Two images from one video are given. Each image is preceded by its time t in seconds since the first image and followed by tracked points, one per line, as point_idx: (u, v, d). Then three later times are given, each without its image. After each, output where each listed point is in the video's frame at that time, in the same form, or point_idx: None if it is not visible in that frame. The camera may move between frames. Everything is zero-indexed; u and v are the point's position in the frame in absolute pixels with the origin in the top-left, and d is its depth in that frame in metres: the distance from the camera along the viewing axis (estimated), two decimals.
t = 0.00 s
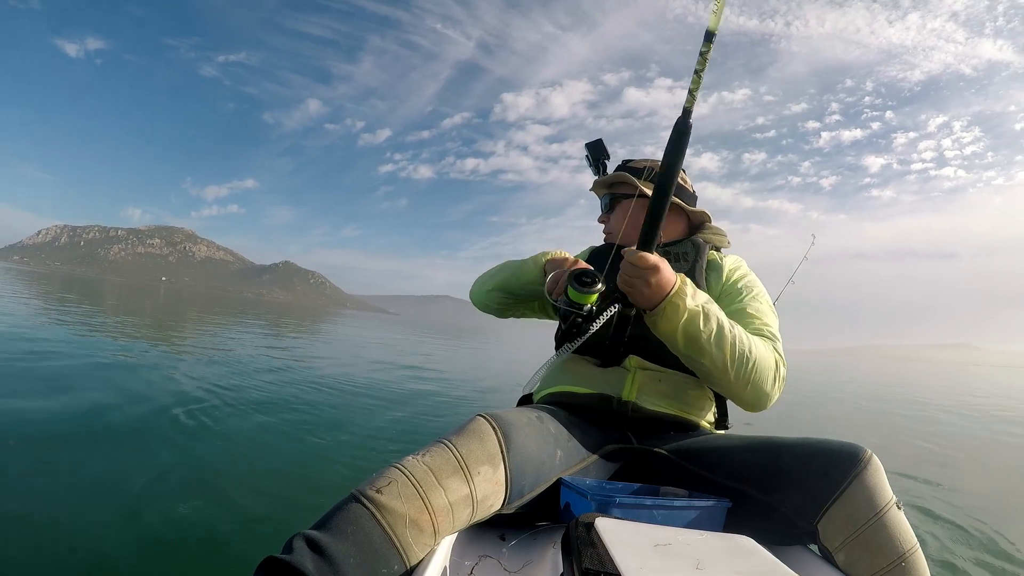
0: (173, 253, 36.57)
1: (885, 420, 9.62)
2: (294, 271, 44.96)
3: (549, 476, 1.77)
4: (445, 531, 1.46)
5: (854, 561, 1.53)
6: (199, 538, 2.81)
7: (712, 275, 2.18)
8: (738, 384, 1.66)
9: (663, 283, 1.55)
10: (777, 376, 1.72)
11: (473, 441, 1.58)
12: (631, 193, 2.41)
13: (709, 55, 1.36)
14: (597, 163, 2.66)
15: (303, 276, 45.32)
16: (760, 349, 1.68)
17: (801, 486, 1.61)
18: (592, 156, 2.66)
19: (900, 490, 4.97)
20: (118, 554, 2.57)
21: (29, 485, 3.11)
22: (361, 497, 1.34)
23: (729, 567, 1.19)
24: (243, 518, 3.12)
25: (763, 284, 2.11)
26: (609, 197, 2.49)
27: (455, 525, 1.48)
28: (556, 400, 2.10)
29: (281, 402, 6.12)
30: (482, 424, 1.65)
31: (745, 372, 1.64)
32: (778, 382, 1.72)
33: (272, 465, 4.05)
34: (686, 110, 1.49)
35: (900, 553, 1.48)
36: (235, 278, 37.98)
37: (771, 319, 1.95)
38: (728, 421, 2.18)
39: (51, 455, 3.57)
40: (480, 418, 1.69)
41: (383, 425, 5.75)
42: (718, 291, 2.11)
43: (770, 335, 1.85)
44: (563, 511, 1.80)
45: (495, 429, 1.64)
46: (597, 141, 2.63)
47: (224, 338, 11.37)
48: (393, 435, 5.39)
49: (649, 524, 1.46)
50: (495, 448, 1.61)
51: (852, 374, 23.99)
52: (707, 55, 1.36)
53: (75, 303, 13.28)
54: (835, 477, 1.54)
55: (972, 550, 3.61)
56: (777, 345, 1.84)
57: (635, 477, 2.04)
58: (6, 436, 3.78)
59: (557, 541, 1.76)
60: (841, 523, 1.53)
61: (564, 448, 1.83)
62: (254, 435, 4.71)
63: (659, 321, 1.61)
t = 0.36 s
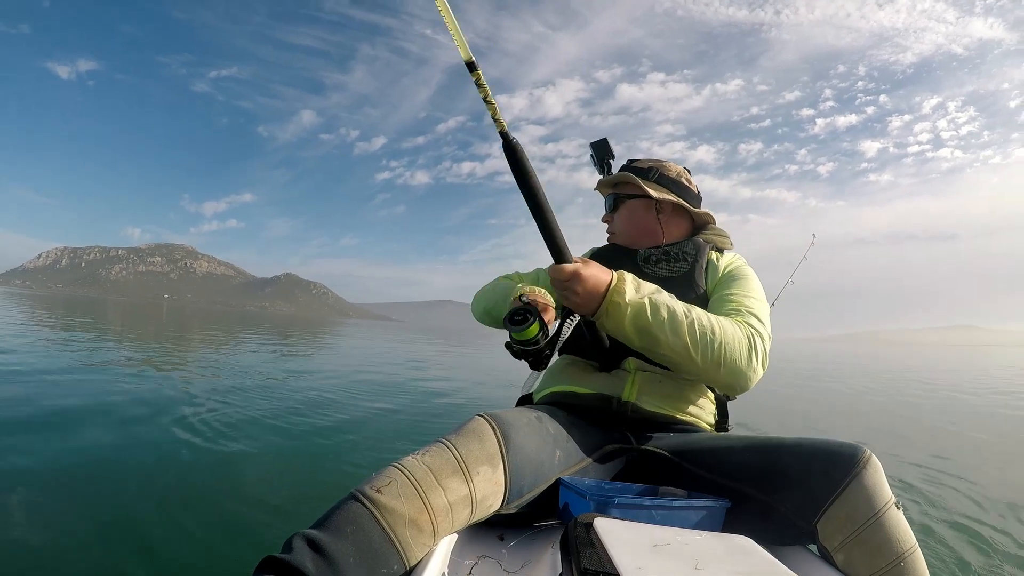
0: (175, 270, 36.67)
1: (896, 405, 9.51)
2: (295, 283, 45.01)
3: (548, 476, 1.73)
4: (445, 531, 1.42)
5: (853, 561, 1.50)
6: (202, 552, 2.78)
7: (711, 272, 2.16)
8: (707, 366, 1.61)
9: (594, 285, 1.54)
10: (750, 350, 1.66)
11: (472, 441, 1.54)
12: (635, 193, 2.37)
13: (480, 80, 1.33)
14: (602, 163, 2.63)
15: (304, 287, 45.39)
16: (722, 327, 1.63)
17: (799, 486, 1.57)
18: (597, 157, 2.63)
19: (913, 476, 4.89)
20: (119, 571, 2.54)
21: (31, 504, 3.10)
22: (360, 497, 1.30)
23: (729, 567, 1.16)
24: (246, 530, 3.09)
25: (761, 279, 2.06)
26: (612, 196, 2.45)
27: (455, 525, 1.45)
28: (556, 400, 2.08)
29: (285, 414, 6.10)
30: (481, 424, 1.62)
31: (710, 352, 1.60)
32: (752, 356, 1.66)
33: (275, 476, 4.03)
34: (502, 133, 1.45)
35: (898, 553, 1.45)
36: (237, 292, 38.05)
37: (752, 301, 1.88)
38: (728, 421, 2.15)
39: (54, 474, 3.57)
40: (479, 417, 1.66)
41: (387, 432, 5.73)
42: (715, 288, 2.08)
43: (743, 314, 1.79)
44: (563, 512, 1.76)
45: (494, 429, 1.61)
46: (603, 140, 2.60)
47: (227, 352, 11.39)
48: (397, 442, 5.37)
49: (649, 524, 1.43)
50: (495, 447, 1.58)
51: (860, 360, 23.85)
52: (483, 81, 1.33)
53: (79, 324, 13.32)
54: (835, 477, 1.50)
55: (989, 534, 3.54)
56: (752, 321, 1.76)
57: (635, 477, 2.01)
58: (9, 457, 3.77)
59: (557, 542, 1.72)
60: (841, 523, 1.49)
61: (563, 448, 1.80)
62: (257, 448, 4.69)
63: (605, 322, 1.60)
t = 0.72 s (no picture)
0: (179, 269, 36.80)
1: (901, 408, 9.47)
2: (298, 281, 45.14)
3: (546, 475, 1.74)
4: (442, 531, 1.43)
5: (850, 560, 1.50)
6: (201, 550, 2.80)
7: (717, 276, 2.16)
8: (709, 375, 1.60)
9: (586, 304, 1.58)
10: (751, 354, 1.64)
11: (469, 442, 1.55)
12: (647, 193, 2.38)
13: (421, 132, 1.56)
14: (617, 161, 2.64)
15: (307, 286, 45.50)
16: (721, 335, 1.62)
17: (798, 486, 1.57)
18: (613, 154, 2.64)
19: (919, 479, 4.86)
20: (120, 568, 2.55)
21: (33, 501, 3.12)
22: (357, 498, 1.31)
23: (726, 567, 1.16)
24: (247, 529, 3.10)
25: (764, 284, 2.05)
26: (625, 196, 2.46)
27: (452, 525, 1.46)
28: (556, 399, 2.08)
29: (287, 413, 6.12)
30: (477, 424, 1.62)
31: (711, 360, 1.59)
32: (754, 361, 1.64)
33: (275, 474, 4.04)
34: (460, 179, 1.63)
35: (896, 553, 1.45)
36: (241, 290, 38.17)
37: (755, 306, 1.87)
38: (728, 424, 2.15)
39: (57, 471, 3.59)
40: (476, 418, 1.66)
41: (388, 431, 5.74)
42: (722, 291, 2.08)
43: (744, 319, 1.78)
44: (560, 512, 1.76)
45: (491, 429, 1.62)
46: (620, 139, 2.61)
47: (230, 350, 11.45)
48: (398, 441, 5.38)
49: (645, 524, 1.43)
50: (492, 448, 1.58)
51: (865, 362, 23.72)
52: (426, 136, 1.56)
53: (83, 322, 13.40)
54: (833, 477, 1.50)
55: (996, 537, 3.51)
56: (754, 326, 1.75)
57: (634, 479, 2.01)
58: (13, 454, 3.79)
59: (554, 542, 1.73)
60: (838, 522, 1.49)
61: (561, 448, 1.80)
62: (258, 446, 4.71)
63: (602, 340, 1.62)
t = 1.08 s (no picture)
0: (182, 277, 36.92)
1: (906, 400, 9.41)
2: (301, 287, 45.20)
3: (548, 475, 1.73)
4: (444, 531, 1.42)
5: (852, 561, 1.49)
6: (207, 557, 2.80)
7: (714, 275, 2.16)
8: (700, 366, 1.60)
9: (579, 293, 1.55)
10: (743, 348, 1.64)
11: (472, 441, 1.54)
12: (643, 193, 2.37)
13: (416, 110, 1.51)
14: (612, 163, 2.63)
15: (310, 291, 45.57)
16: (713, 328, 1.61)
17: (799, 486, 1.56)
18: (608, 156, 2.63)
19: (925, 471, 4.82)
20: None
21: (39, 512, 3.12)
22: (360, 497, 1.30)
23: (730, 567, 1.15)
24: (252, 536, 3.10)
25: (763, 283, 2.04)
26: (620, 196, 2.45)
27: (455, 525, 1.45)
28: (557, 400, 2.07)
29: (291, 419, 6.12)
30: (480, 424, 1.62)
31: (702, 353, 1.58)
32: (746, 354, 1.64)
33: (280, 481, 4.04)
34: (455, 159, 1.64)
35: (897, 554, 1.44)
36: (244, 297, 38.25)
37: (749, 302, 1.86)
38: (729, 423, 2.14)
39: (62, 482, 3.59)
40: (479, 418, 1.66)
41: (392, 435, 5.74)
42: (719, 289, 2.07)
43: (738, 314, 1.77)
44: (562, 511, 1.75)
45: (494, 428, 1.61)
46: (614, 139, 2.60)
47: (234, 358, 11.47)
48: (401, 446, 5.37)
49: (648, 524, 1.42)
50: (495, 448, 1.58)
51: (870, 355, 23.62)
52: (419, 112, 1.52)
53: (88, 332, 13.45)
54: (834, 478, 1.49)
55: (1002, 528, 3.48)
56: (747, 321, 1.74)
57: (635, 478, 2.00)
58: (18, 466, 3.80)
59: (557, 542, 1.72)
60: (840, 523, 1.48)
61: (563, 448, 1.80)
62: (263, 453, 4.71)
63: (593, 327, 1.60)
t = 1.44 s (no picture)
0: (186, 270, 37.05)
1: (907, 408, 9.41)
2: (304, 282, 45.27)
3: (548, 476, 1.75)
4: (444, 532, 1.44)
5: (853, 562, 1.50)
6: (207, 550, 2.82)
7: (717, 276, 2.17)
8: (736, 370, 1.63)
9: (642, 272, 1.57)
10: (775, 363, 1.69)
11: (471, 442, 1.56)
12: (644, 194, 2.38)
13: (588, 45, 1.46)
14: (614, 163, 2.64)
15: (313, 287, 45.64)
16: (755, 336, 1.66)
17: (800, 486, 1.58)
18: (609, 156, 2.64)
19: (923, 479, 4.84)
20: (127, 569, 2.58)
21: (42, 502, 3.15)
22: (359, 498, 1.32)
23: (729, 569, 1.16)
24: (251, 530, 3.12)
25: (764, 281, 2.08)
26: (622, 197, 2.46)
27: (455, 526, 1.47)
28: (558, 400, 2.09)
29: (292, 414, 6.15)
30: (480, 424, 1.64)
31: (741, 357, 1.62)
32: (776, 369, 1.69)
33: (280, 475, 4.07)
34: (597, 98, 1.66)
35: (898, 554, 1.45)
36: (247, 291, 38.35)
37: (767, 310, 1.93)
38: (729, 423, 2.16)
39: (64, 472, 3.63)
40: (479, 419, 1.68)
41: (392, 432, 5.76)
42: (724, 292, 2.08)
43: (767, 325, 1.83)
44: (562, 513, 1.77)
45: (493, 429, 1.63)
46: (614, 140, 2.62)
47: (236, 351, 11.52)
48: (401, 443, 5.39)
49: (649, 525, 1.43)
50: (494, 448, 1.60)
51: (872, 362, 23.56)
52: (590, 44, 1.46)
53: (91, 323, 13.52)
54: (834, 478, 1.51)
55: (1000, 538, 3.49)
56: (776, 334, 1.81)
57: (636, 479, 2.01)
58: (22, 455, 3.83)
59: (557, 543, 1.74)
60: (840, 523, 1.50)
61: (563, 449, 1.82)
62: (263, 447, 4.74)
63: (644, 311, 1.61)
